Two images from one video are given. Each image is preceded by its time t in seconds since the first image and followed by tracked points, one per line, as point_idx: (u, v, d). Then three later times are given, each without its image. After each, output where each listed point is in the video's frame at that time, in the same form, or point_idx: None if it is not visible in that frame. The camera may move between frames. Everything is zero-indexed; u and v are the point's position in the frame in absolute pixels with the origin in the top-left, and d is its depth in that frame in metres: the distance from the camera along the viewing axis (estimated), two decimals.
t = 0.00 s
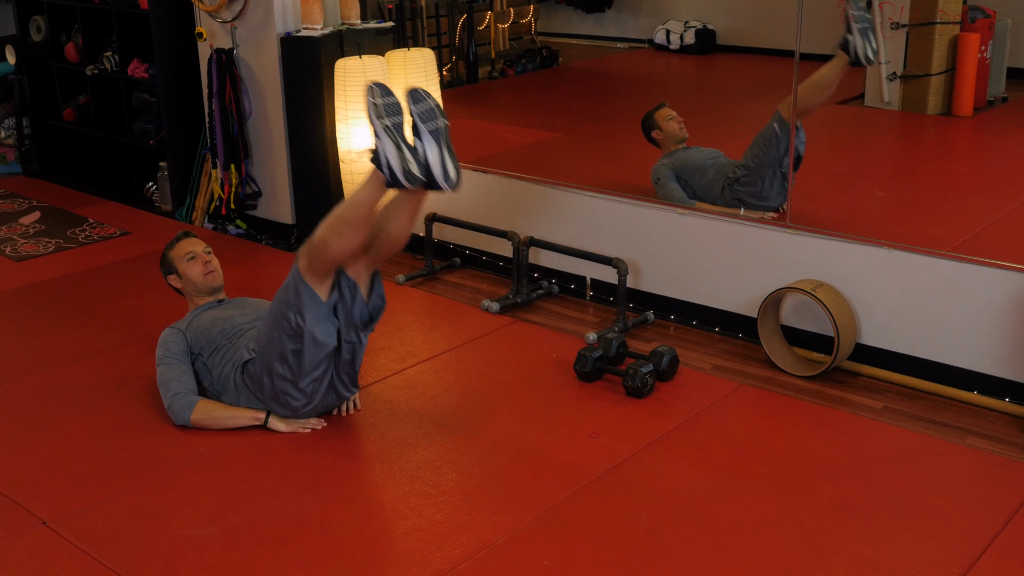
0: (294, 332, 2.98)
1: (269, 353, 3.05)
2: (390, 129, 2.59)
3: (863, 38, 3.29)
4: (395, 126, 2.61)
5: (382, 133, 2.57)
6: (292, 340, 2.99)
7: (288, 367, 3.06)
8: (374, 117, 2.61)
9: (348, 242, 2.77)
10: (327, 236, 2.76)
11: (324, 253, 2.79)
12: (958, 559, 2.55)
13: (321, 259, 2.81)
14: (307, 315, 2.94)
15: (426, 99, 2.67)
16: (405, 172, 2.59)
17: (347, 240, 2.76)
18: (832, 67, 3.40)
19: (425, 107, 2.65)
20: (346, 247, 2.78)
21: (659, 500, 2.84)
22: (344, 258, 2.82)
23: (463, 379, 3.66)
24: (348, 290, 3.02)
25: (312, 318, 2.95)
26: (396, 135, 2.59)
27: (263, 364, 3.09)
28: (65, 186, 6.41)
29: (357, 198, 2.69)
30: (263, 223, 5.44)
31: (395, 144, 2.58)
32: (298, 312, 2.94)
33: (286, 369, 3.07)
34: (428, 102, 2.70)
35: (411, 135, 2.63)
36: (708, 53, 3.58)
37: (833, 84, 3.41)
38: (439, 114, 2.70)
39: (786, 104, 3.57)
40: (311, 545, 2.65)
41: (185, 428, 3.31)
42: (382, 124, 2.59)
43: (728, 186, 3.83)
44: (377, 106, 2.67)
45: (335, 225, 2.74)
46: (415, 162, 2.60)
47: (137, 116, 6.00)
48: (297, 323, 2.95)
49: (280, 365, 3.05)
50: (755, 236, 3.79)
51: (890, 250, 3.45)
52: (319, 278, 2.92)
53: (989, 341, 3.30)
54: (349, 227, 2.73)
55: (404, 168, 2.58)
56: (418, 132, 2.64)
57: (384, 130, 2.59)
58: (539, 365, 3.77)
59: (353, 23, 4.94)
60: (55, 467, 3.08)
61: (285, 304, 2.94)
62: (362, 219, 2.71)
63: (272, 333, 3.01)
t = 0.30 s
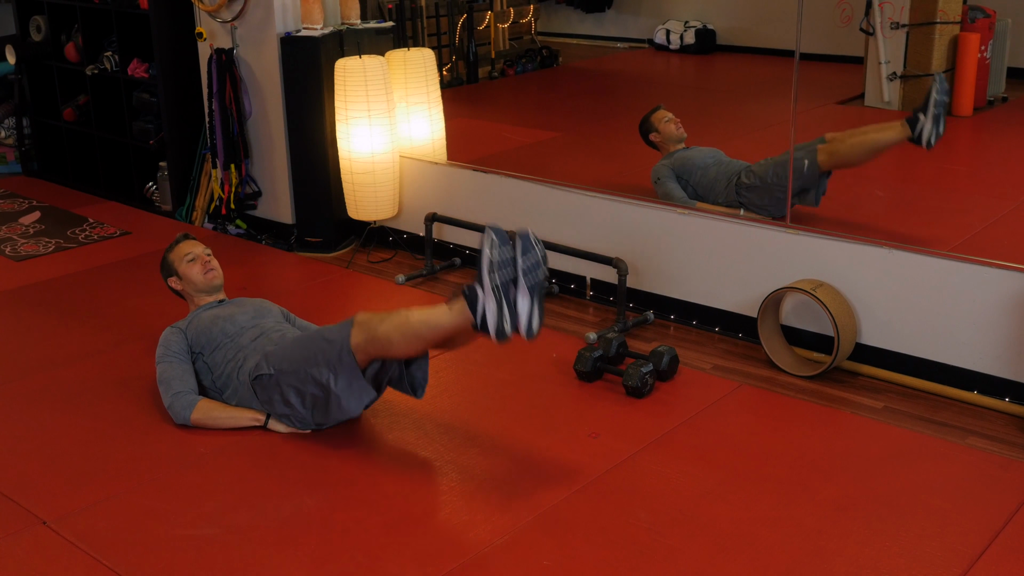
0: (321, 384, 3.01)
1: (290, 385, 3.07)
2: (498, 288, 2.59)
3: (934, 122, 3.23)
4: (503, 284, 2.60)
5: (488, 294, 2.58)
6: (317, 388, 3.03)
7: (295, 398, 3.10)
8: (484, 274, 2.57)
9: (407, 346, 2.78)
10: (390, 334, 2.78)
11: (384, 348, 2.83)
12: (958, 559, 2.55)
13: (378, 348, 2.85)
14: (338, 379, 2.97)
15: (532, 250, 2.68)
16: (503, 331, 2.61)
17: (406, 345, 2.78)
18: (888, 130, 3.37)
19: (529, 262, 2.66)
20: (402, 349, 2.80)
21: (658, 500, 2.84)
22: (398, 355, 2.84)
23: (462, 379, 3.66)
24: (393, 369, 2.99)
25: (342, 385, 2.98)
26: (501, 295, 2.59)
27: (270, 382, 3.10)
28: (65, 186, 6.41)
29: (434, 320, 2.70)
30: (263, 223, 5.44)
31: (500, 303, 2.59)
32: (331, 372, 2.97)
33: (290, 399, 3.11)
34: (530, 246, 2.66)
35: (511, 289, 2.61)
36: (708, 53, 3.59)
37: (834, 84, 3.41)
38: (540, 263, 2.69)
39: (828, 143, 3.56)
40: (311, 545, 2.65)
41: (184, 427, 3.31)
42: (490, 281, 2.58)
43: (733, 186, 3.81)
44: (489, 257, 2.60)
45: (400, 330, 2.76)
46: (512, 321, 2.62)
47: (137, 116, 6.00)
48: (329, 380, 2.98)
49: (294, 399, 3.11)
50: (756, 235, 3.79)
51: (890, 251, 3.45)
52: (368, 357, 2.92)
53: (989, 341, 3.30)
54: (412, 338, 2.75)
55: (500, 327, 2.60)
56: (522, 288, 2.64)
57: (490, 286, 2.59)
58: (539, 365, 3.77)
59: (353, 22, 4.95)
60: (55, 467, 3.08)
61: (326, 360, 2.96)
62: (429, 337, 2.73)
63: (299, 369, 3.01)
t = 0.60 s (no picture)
0: (317, 420, 3.04)
1: (291, 404, 3.10)
2: (532, 436, 2.64)
3: (954, 197, 3.29)
4: (536, 433, 2.65)
5: (520, 443, 2.63)
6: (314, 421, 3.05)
7: (290, 416, 3.12)
8: (524, 428, 2.61)
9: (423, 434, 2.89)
10: (411, 419, 2.86)
11: (396, 426, 2.90)
12: (958, 559, 2.55)
13: (388, 423, 2.93)
14: (337, 426, 3.00)
15: (571, 383, 2.73)
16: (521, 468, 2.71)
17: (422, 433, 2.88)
18: (904, 186, 3.40)
19: (564, 406, 2.70)
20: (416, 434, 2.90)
21: (659, 500, 2.84)
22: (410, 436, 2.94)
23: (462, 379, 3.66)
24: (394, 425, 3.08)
25: (337, 434, 3.00)
26: (530, 442, 2.65)
27: (271, 394, 3.14)
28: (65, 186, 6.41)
29: (461, 427, 2.80)
30: (263, 223, 5.44)
31: (528, 448, 2.67)
32: (333, 418, 3.00)
33: (283, 415, 3.13)
34: (571, 385, 2.71)
35: (543, 432, 2.67)
36: (708, 52, 3.60)
37: (834, 84, 3.42)
38: (572, 396, 2.74)
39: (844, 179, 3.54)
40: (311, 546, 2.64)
41: (185, 427, 3.31)
42: (527, 431, 2.63)
43: (733, 185, 3.80)
44: (534, 414, 2.61)
45: (422, 420, 2.85)
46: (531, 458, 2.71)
47: (137, 116, 6.00)
48: (328, 420, 3.01)
49: (289, 418, 3.12)
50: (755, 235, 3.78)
51: (890, 251, 3.44)
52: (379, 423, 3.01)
53: (989, 341, 3.30)
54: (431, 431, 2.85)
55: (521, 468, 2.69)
56: (552, 430, 2.70)
57: (524, 435, 2.63)
58: (539, 365, 3.77)
59: (352, 22, 4.95)
60: (55, 468, 3.08)
61: (333, 404, 2.98)
62: (449, 437, 2.84)
63: (306, 397, 3.04)
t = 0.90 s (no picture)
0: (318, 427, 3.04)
1: (290, 407, 3.09)
2: (534, 463, 2.64)
3: (953, 222, 3.30)
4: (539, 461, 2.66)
5: (523, 470, 2.63)
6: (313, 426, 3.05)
7: (288, 419, 3.12)
8: (528, 456, 2.61)
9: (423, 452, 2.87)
10: (412, 436, 2.85)
11: (398, 442, 2.89)
12: (958, 559, 2.55)
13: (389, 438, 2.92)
14: (337, 435, 3.01)
15: (577, 421, 2.72)
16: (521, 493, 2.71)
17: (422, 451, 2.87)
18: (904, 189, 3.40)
19: (569, 440, 2.71)
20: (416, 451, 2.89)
21: (659, 500, 2.84)
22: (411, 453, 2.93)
23: (462, 379, 3.66)
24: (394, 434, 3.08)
25: (337, 442, 3.01)
26: (533, 470, 2.66)
27: (271, 397, 3.13)
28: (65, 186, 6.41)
29: (462, 446, 2.79)
30: (263, 223, 5.44)
31: (530, 475, 2.67)
32: (334, 428, 3.00)
33: (281, 418, 3.13)
34: (576, 424, 2.69)
35: (545, 463, 2.68)
36: (709, 52, 3.60)
37: (833, 84, 3.43)
38: (575, 433, 2.74)
39: (845, 190, 3.54)
40: (311, 545, 2.64)
41: (185, 427, 3.31)
42: (530, 458, 2.63)
43: (733, 185, 3.80)
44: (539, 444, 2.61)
45: (424, 438, 2.83)
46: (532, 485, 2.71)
47: (137, 116, 6.00)
48: (327, 429, 3.01)
49: (287, 421, 3.12)
50: (755, 235, 3.78)
51: (890, 250, 3.44)
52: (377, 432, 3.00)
53: (989, 341, 3.30)
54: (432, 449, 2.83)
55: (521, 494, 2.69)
56: (554, 461, 2.70)
57: (528, 462, 2.64)
58: (539, 365, 3.77)
59: (352, 22, 4.95)
60: (55, 468, 3.08)
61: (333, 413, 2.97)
62: (449, 455, 2.83)
63: (306, 404, 3.03)
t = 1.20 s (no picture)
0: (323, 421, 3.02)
1: (293, 404, 3.08)
2: (533, 422, 2.63)
3: (953, 189, 3.27)
4: (538, 419, 2.65)
5: (523, 430, 2.62)
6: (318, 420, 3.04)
7: (292, 417, 3.11)
8: (526, 415, 2.61)
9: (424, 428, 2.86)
10: (412, 413, 2.83)
11: (398, 420, 2.88)
12: (958, 559, 2.55)
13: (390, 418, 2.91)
14: (342, 424, 2.99)
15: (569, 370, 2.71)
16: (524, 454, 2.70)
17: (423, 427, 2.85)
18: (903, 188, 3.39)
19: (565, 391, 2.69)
20: (418, 428, 2.87)
21: (659, 500, 2.84)
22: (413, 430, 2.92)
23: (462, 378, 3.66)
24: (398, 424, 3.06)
25: (343, 431, 2.99)
26: (533, 429, 2.65)
27: (273, 395, 3.12)
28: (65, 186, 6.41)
29: (462, 417, 2.78)
30: (264, 223, 5.44)
31: (531, 435, 2.66)
32: (338, 417, 2.99)
33: (285, 416, 3.12)
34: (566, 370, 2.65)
35: (545, 419, 2.66)
36: (709, 52, 3.62)
37: (833, 84, 3.43)
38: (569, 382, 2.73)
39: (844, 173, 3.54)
40: (311, 545, 2.64)
41: (185, 426, 3.31)
42: (528, 417, 2.62)
43: (733, 185, 3.80)
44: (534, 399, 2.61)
45: (424, 413, 2.82)
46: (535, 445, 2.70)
47: (137, 116, 6.00)
48: (331, 419, 3.00)
49: (291, 419, 3.11)
50: (756, 234, 3.78)
51: (891, 250, 3.44)
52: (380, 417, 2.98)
53: (989, 341, 3.30)
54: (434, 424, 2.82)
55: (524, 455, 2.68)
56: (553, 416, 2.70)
57: (526, 422, 2.63)
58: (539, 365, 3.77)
59: (353, 22, 4.95)
60: (55, 468, 3.08)
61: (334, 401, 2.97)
62: (450, 429, 2.82)
63: (308, 396, 3.03)
